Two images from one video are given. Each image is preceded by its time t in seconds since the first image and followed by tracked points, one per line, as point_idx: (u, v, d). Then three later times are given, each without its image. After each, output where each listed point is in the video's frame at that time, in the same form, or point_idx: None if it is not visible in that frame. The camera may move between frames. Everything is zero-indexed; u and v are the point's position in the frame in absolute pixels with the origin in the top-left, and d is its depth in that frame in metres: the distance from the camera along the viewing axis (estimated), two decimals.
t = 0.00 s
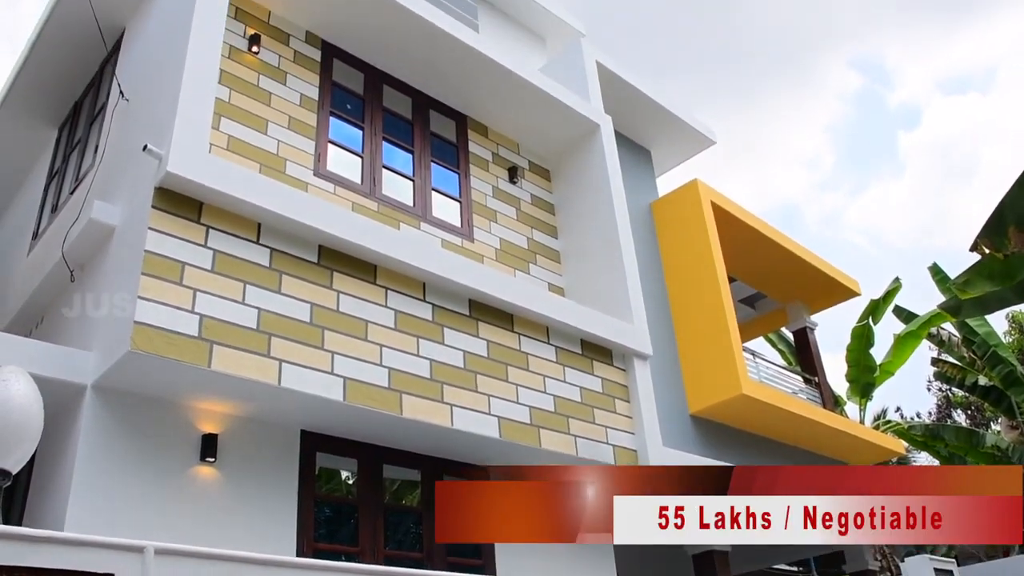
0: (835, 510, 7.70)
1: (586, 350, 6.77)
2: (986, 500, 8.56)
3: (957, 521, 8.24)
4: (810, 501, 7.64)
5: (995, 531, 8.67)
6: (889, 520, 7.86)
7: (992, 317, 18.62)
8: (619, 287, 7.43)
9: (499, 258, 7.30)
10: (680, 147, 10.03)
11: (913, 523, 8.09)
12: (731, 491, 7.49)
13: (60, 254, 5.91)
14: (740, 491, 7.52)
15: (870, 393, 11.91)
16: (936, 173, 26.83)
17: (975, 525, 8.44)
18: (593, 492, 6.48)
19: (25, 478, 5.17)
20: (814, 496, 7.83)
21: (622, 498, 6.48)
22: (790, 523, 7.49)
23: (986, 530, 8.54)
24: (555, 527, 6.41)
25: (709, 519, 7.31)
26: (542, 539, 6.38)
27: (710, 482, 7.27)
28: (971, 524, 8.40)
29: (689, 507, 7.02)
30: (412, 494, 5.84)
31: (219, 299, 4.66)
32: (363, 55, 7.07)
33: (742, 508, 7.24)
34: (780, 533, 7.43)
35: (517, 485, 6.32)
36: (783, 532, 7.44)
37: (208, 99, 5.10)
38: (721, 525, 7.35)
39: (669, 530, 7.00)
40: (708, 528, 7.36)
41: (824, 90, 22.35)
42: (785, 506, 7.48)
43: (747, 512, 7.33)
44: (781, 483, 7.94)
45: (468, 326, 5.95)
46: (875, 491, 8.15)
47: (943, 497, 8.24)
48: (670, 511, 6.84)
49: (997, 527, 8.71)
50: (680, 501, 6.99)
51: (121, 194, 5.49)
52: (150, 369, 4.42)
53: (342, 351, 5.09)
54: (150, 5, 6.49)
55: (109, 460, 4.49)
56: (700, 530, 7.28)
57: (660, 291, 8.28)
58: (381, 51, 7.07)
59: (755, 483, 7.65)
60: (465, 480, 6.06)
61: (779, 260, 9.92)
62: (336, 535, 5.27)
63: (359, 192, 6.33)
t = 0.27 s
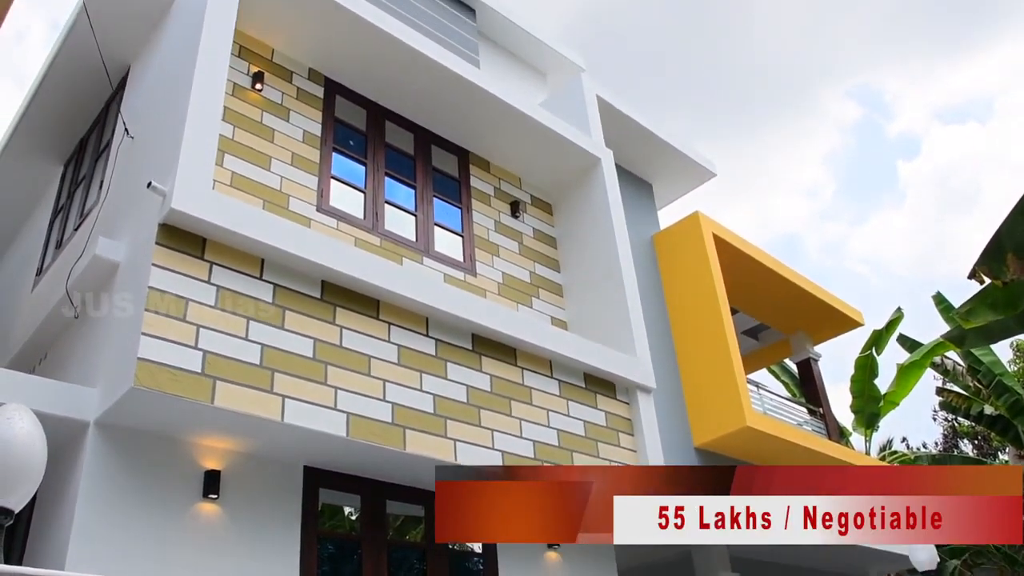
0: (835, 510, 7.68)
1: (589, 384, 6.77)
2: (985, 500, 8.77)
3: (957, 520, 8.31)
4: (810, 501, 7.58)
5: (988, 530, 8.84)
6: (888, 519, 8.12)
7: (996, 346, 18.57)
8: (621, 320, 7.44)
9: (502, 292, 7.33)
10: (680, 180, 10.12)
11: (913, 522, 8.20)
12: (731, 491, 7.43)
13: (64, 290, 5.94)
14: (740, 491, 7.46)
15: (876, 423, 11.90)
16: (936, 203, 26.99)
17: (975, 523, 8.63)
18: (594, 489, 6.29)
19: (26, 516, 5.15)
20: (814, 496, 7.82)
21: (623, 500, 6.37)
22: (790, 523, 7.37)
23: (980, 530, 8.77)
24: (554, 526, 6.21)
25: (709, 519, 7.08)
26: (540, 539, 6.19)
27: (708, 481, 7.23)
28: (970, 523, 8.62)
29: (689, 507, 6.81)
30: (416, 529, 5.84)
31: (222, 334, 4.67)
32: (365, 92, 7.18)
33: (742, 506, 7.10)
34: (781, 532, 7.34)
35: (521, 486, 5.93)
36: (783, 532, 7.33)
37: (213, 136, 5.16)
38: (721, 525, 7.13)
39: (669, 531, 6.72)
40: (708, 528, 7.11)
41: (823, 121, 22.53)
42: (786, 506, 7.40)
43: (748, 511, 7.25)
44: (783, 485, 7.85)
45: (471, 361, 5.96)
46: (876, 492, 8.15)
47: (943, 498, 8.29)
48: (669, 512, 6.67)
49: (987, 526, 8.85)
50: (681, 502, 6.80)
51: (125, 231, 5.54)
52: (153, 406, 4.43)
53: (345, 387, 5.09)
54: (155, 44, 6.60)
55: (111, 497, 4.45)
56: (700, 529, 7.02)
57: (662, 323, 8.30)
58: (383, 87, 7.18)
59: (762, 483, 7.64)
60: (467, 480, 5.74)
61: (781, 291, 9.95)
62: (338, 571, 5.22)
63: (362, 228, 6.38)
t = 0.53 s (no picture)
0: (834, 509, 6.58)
1: (592, 412, 6.76)
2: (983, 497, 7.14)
3: (958, 521, 6.75)
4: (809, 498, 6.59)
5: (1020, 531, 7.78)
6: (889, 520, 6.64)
7: (1000, 370, 18.48)
8: (624, 346, 7.44)
9: (504, 320, 7.35)
10: (681, 207, 10.17)
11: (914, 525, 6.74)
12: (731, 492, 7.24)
13: (68, 320, 5.96)
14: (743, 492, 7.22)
15: (881, 449, 11.87)
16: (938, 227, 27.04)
17: (975, 526, 6.98)
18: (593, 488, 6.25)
19: (27, 548, 5.12)
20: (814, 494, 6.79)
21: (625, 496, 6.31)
22: (790, 523, 6.55)
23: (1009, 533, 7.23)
24: (555, 526, 6.15)
25: (709, 519, 6.41)
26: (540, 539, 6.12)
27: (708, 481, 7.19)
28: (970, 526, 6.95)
29: (690, 506, 6.30)
30: (420, 558, 5.83)
31: (224, 364, 4.69)
32: (368, 122, 7.25)
33: (744, 506, 6.39)
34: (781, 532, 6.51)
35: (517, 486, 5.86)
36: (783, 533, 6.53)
37: (218, 166, 5.21)
38: (723, 526, 6.41)
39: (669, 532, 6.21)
40: (709, 529, 6.40)
41: (823, 146, 22.65)
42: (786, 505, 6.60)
43: (748, 511, 6.55)
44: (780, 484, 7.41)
45: (474, 390, 5.96)
46: (875, 492, 7.03)
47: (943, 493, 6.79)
48: (669, 511, 6.21)
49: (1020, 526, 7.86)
50: (680, 501, 6.33)
51: (128, 261, 5.58)
52: (156, 436, 4.43)
53: (348, 416, 5.09)
54: (160, 75, 6.68)
55: (113, 527, 4.44)
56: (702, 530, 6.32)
57: (665, 350, 8.30)
58: (384, 117, 7.26)
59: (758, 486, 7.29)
60: (467, 479, 5.52)
61: (784, 317, 9.95)
62: None
63: (365, 257, 6.42)
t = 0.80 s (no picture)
0: (834, 510, 7.24)
1: (596, 439, 6.74)
2: (985, 499, 7.95)
3: (957, 522, 7.44)
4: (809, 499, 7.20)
5: (994, 533, 8.10)
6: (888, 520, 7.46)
7: (1007, 393, 18.36)
8: (627, 372, 7.43)
9: (507, 347, 7.36)
10: (683, 233, 10.22)
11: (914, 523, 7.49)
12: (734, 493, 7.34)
13: (71, 350, 5.97)
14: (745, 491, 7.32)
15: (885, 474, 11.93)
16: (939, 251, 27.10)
17: (976, 525, 7.69)
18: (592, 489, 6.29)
19: None
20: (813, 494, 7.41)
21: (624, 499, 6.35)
22: (790, 523, 7.09)
23: (985, 531, 7.91)
24: (555, 527, 6.03)
25: (708, 518, 6.89)
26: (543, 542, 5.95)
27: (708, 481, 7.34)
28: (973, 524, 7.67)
29: (689, 506, 6.76)
30: None
31: (227, 394, 4.68)
32: (371, 151, 7.32)
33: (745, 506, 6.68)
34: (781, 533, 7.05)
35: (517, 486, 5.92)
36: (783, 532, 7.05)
37: (222, 195, 5.26)
38: (722, 525, 6.90)
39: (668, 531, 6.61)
40: (708, 529, 6.85)
41: (823, 171, 22.77)
42: (786, 505, 7.14)
43: (747, 511, 7.07)
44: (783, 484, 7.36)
45: (477, 418, 5.95)
46: (875, 491, 7.76)
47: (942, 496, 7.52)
48: (667, 511, 6.62)
49: (996, 528, 8.13)
50: (680, 502, 6.77)
51: (131, 289, 5.60)
52: (157, 466, 4.41)
53: (350, 445, 5.08)
54: (164, 107, 6.76)
55: (113, 559, 4.41)
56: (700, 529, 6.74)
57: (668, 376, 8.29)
58: (386, 146, 7.32)
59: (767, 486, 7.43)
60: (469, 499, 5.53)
61: (787, 342, 9.93)
62: None
63: (367, 285, 6.45)
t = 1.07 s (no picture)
0: (835, 510, 7.25)
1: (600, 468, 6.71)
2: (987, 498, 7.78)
3: (957, 521, 7.58)
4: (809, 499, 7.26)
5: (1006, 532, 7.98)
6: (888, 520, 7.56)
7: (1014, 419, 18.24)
8: (629, 399, 7.43)
9: (511, 376, 7.36)
10: (684, 261, 10.26)
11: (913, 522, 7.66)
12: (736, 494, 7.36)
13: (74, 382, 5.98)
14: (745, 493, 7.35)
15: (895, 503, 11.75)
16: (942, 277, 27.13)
17: (977, 527, 7.68)
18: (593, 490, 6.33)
19: None
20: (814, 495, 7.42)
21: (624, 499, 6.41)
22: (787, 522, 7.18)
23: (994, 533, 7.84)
24: (555, 526, 5.99)
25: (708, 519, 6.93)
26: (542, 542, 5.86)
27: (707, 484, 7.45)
28: (972, 526, 7.66)
29: (689, 507, 6.77)
30: None
31: (229, 425, 4.68)
32: (373, 182, 7.40)
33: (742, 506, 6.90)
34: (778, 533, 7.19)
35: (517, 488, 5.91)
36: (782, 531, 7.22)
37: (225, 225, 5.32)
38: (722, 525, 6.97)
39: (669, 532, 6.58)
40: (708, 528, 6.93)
41: (822, 199, 22.92)
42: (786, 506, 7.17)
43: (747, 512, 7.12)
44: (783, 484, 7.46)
45: (480, 447, 5.94)
46: (875, 491, 7.85)
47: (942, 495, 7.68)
48: (668, 511, 6.62)
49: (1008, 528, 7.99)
50: (680, 502, 6.75)
51: (136, 320, 5.63)
52: (160, 497, 4.40)
53: (353, 476, 5.07)
54: (169, 142, 6.86)
55: None
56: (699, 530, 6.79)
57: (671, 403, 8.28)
58: (387, 177, 7.40)
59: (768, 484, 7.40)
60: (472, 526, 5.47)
61: (790, 370, 9.92)
62: None
63: (370, 315, 6.48)
